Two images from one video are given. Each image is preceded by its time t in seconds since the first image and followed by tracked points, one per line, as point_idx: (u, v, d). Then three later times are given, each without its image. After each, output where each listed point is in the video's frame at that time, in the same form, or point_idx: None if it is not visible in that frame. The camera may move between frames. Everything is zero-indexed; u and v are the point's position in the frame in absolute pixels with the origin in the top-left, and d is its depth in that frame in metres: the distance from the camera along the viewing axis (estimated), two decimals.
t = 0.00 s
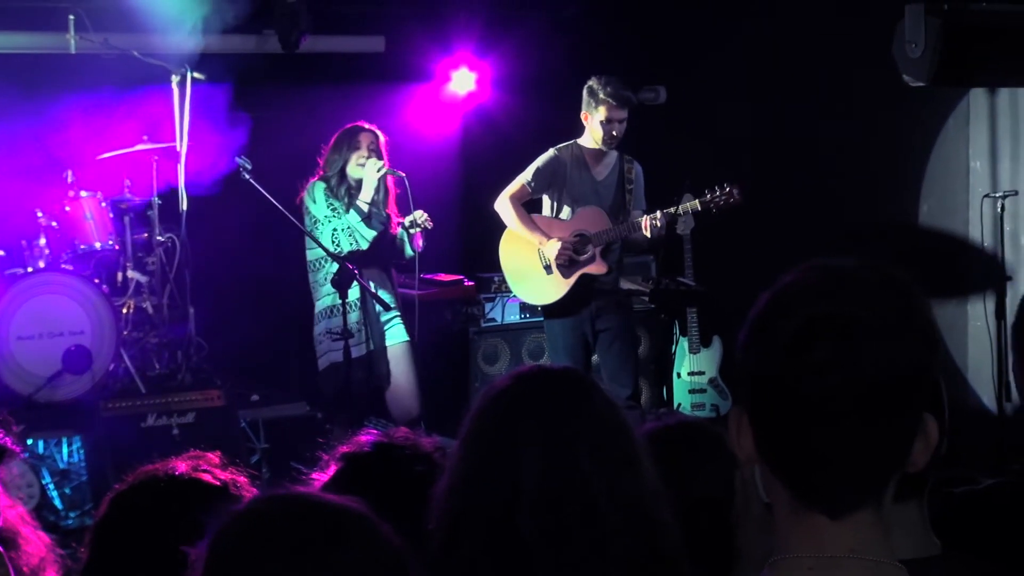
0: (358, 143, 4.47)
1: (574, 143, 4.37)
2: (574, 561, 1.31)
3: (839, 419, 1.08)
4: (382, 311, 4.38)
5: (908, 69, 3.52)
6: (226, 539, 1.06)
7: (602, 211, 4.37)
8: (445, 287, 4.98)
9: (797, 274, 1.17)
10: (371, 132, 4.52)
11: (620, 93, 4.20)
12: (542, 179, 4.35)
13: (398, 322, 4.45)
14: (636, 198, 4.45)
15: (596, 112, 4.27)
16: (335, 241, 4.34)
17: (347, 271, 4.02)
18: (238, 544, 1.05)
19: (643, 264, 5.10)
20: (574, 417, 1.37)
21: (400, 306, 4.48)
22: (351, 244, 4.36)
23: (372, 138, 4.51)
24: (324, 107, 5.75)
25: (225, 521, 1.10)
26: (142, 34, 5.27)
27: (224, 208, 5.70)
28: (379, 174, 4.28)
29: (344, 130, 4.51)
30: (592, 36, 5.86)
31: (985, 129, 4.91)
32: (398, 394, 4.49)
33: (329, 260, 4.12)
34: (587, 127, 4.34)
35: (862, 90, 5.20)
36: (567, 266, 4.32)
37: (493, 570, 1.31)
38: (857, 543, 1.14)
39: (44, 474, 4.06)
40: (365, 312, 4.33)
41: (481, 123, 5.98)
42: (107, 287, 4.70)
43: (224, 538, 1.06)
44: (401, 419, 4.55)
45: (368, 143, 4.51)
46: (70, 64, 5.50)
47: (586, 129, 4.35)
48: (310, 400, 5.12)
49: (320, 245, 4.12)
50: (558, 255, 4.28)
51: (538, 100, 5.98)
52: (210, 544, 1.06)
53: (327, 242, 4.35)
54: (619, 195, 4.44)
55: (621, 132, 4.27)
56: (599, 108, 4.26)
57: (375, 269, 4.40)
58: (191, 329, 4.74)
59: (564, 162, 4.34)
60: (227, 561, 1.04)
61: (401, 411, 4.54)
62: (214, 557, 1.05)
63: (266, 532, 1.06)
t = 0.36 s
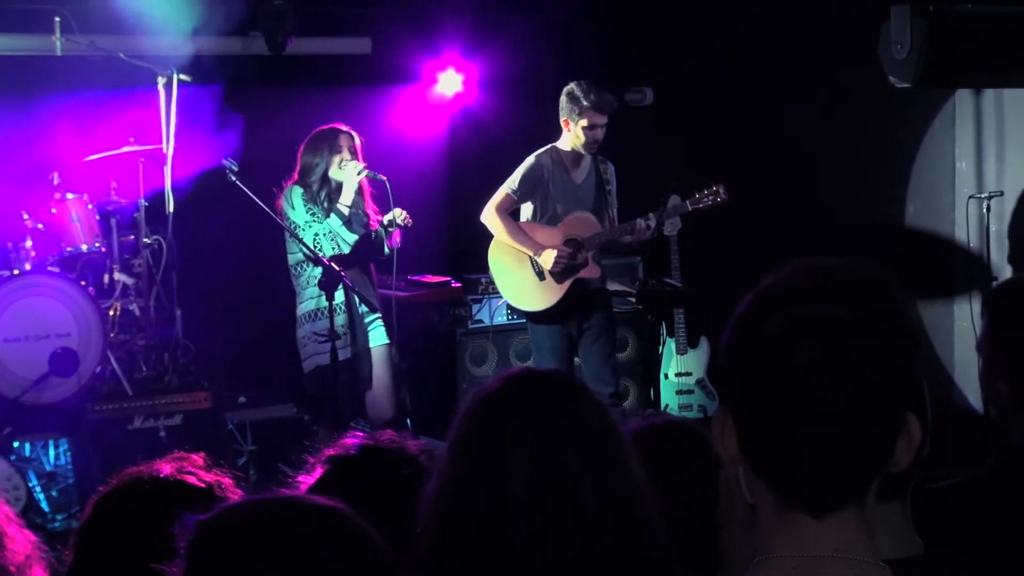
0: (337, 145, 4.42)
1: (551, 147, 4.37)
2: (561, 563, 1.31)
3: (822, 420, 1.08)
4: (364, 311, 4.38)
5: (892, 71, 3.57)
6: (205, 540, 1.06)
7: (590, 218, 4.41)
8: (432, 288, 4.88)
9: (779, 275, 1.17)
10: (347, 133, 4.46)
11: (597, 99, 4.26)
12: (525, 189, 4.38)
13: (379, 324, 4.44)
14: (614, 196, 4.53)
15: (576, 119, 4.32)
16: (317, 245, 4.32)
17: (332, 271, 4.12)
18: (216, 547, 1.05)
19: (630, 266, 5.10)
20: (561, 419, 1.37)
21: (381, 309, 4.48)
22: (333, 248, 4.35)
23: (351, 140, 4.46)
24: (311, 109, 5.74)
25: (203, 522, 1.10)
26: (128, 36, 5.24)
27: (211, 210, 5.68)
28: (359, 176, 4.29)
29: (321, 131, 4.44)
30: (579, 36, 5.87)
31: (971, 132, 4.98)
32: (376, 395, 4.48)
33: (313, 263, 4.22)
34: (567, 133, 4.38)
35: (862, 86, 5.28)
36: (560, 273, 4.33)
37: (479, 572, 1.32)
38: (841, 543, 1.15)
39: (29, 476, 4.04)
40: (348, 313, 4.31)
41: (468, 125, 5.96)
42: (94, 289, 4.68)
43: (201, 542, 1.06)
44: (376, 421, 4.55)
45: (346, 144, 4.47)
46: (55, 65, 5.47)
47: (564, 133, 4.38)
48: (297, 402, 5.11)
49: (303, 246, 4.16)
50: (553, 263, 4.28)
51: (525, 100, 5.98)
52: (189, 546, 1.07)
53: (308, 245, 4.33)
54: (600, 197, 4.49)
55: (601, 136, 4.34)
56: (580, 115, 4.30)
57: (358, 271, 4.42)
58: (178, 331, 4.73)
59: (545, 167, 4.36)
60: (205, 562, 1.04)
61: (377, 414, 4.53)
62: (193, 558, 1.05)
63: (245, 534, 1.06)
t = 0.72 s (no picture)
0: (327, 145, 4.46)
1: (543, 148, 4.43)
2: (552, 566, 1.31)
3: (811, 422, 1.09)
4: (353, 312, 4.40)
5: (884, 74, 3.55)
6: (178, 541, 1.09)
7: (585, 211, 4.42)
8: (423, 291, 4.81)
9: (768, 278, 1.18)
10: (338, 133, 4.51)
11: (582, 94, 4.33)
12: (519, 189, 4.39)
13: (367, 326, 4.43)
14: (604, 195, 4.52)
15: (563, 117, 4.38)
16: (308, 249, 4.34)
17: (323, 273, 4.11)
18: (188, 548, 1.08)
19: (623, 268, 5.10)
20: (554, 423, 1.37)
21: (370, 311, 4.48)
22: (325, 253, 4.37)
23: (342, 140, 4.50)
24: (304, 112, 5.74)
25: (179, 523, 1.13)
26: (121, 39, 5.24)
27: (204, 212, 5.68)
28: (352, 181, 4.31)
29: (311, 131, 4.48)
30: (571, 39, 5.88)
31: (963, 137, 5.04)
32: (367, 397, 4.47)
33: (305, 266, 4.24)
34: (555, 132, 4.42)
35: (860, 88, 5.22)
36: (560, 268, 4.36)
37: None
38: (831, 544, 1.15)
39: (22, 481, 4.00)
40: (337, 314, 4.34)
41: (461, 127, 5.96)
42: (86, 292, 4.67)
43: (174, 543, 1.09)
44: (368, 422, 4.50)
45: (336, 145, 4.50)
46: (47, 68, 5.46)
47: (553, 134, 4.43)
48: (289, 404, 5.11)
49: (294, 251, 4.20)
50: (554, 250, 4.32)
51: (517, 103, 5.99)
52: (163, 546, 1.10)
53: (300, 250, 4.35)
54: (593, 195, 4.49)
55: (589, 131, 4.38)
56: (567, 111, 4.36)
57: (349, 274, 4.40)
58: (171, 335, 4.72)
59: (538, 167, 4.39)
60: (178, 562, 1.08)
61: (368, 415, 4.49)
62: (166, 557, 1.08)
63: (220, 535, 1.09)
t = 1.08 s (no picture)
0: (330, 150, 4.47)
1: (546, 153, 4.46)
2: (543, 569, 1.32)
3: (800, 425, 1.09)
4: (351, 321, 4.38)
5: (876, 78, 3.61)
6: (155, 542, 1.08)
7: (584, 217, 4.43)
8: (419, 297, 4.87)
9: (758, 282, 1.18)
10: (340, 138, 4.52)
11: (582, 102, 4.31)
12: (519, 192, 4.42)
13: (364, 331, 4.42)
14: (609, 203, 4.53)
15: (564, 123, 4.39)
16: (309, 256, 4.33)
17: (319, 281, 4.18)
18: (166, 551, 1.07)
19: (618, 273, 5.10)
20: (549, 427, 1.38)
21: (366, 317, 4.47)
22: (326, 260, 4.37)
23: (343, 145, 4.52)
24: (300, 118, 5.74)
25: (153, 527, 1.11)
26: (115, 45, 5.31)
27: (199, 217, 5.67)
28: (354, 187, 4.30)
29: (314, 134, 4.48)
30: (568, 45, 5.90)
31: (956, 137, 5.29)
32: (364, 403, 4.45)
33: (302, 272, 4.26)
34: (556, 138, 4.44)
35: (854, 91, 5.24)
36: (554, 271, 4.37)
37: None
38: (819, 547, 1.16)
39: (16, 487, 4.00)
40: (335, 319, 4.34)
41: (456, 134, 5.95)
42: (80, 298, 4.67)
43: (150, 545, 1.08)
44: (363, 427, 4.50)
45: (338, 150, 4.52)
46: (40, 73, 5.46)
47: (555, 139, 4.45)
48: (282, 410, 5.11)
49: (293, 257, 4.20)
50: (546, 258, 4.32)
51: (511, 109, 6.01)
52: (138, 547, 1.08)
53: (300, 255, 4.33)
54: (595, 201, 4.50)
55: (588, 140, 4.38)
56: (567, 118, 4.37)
57: (345, 281, 4.42)
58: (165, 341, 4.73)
59: (540, 171, 4.43)
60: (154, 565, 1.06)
61: (365, 420, 4.49)
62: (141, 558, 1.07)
63: (198, 542, 1.08)
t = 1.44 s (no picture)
0: (321, 159, 4.49)
1: (543, 158, 4.50)
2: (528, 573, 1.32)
3: (781, 428, 1.10)
4: (338, 326, 4.37)
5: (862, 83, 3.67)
6: (114, 550, 1.23)
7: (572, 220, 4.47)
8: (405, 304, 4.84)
9: (738, 287, 1.20)
10: (334, 148, 4.53)
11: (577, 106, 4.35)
12: (514, 197, 4.48)
13: (354, 337, 4.39)
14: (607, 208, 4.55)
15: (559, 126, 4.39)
16: (295, 263, 4.35)
17: (307, 287, 4.13)
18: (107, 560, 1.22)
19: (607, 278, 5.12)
20: (536, 432, 1.39)
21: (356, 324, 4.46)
22: (311, 268, 4.37)
23: (336, 155, 4.51)
24: (289, 124, 5.74)
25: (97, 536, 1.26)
26: (101, 51, 5.24)
27: (188, 223, 5.67)
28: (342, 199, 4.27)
29: (311, 142, 4.49)
30: (556, 51, 5.91)
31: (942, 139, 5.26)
32: (353, 410, 4.48)
33: (289, 279, 4.23)
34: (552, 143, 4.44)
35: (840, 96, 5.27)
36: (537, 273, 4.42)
37: None
38: (801, 551, 1.16)
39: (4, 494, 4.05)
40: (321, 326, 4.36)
41: (443, 138, 6.00)
42: (67, 305, 4.64)
43: (93, 553, 1.22)
44: (355, 434, 4.54)
45: (332, 159, 4.53)
46: (27, 81, 5.45)
47: (551, 143, 4.46)
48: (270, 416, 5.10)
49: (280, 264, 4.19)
50: (529, 262, 4.39)
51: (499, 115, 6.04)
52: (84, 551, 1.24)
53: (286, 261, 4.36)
54: (590, 207, 4.53)
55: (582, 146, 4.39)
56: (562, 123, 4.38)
57: (335, 287, 4.39)
58: (153, 347, 4.73)
59: (535, 176, 4.48)
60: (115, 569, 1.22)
61: (355, 426, 4.52)
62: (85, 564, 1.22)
63: (133, 551, 1.23)
